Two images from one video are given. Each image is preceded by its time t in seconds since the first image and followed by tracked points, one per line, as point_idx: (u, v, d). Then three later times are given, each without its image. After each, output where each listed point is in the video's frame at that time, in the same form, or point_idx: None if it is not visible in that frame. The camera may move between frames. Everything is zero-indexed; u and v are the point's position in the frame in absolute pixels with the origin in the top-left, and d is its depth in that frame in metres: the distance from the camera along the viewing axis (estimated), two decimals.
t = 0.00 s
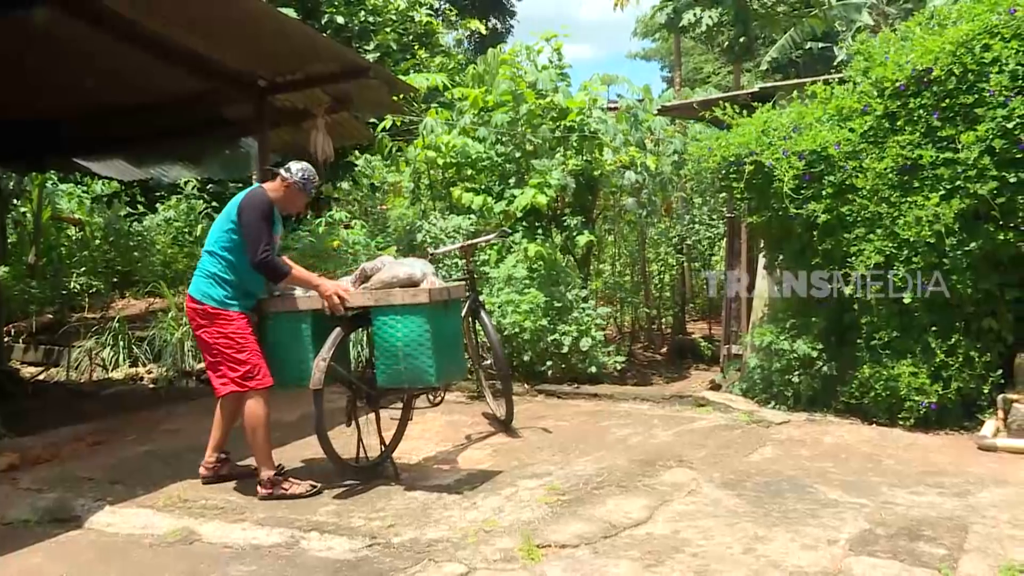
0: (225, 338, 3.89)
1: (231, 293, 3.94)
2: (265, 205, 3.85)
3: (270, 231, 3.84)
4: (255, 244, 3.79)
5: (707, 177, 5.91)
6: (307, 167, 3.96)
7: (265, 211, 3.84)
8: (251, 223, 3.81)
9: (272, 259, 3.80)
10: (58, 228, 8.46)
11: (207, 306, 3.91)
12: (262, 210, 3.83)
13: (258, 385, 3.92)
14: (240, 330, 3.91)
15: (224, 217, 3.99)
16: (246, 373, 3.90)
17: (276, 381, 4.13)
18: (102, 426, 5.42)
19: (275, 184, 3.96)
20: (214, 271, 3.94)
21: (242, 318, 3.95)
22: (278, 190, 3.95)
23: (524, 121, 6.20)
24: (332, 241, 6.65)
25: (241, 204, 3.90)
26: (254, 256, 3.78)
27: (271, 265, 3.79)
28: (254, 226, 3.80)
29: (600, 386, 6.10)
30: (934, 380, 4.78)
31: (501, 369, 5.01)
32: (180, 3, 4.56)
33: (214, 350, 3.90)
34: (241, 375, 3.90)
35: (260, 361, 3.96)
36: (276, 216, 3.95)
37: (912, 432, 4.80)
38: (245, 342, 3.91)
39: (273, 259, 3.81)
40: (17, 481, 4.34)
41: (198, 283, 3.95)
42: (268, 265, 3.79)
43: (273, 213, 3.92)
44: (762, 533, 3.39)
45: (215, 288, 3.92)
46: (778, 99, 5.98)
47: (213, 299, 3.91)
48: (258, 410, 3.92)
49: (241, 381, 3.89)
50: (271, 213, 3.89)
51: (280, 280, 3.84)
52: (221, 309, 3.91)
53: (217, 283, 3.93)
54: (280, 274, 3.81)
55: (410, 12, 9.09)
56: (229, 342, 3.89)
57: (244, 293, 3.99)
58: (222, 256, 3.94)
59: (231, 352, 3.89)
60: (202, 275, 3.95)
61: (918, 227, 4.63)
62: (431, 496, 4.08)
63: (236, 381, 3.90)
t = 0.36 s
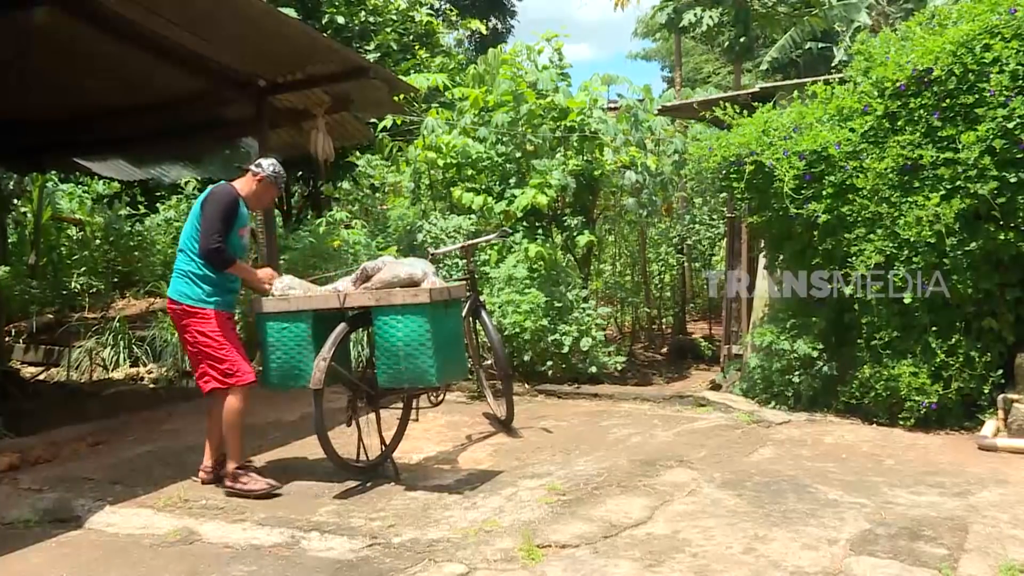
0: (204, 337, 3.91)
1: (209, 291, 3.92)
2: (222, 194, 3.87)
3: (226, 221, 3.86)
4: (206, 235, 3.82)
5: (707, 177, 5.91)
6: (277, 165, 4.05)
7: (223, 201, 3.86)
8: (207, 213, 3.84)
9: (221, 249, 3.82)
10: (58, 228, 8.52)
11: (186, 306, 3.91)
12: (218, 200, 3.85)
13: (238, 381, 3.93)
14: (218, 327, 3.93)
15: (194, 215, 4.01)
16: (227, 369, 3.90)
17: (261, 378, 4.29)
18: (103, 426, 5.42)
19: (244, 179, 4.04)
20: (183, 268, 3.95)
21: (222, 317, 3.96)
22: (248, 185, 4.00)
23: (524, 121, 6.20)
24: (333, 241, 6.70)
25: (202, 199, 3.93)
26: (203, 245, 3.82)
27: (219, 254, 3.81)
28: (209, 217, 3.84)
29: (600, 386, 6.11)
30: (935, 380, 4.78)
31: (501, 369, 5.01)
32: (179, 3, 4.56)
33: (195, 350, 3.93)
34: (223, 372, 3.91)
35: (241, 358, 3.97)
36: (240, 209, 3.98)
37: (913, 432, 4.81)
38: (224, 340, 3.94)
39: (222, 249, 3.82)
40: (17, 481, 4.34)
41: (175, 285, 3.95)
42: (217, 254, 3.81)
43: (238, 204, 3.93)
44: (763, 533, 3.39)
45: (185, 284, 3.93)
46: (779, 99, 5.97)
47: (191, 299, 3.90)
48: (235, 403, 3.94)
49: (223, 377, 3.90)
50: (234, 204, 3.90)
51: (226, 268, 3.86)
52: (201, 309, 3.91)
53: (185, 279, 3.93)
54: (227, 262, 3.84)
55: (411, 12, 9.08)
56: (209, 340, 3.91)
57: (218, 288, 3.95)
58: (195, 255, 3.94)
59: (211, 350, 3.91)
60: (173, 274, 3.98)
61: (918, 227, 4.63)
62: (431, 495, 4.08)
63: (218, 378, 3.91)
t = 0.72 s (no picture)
0: (176, 339, 3.89)
1: (194, 291, 3.92)
2: (215, 193, 3.88)
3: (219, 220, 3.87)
4: (200, 233, 3.82)
5: (707, 177, 5.91)
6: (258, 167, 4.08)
7: (216, 200, 3.87)
8: (202, 211, 3.85)
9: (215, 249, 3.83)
10: (57, 227, 8.53)
11: (168, 306, 3.89)
12: (212, 199, 3.87)
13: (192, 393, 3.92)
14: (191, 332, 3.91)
15: (179, 212, 4.00)
16: (183, 380, 3.89)
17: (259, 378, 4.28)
18: (103, 425, 5.42)
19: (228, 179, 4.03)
20: (169, 265, 3.92)
21: (200, 322, 3.94)
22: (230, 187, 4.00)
23: (524, 121, 6.20)
24: (334, 241, 6.68)
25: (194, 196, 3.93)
26: (197, 243, 3.82)
27: (213, 253, 3.83)
28: (202, 214, 3.84)
29: (601, 386, 6.11)
30: (935, 380, 4.78)
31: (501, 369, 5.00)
32: (179, 3, 4.57)
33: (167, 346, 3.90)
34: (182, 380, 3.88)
35: (202, 372, 3.95)
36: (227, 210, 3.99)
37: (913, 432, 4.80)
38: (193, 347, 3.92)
39: (215, 249, 3.84)
40: (17, 481, 4.33)
41: (157, 282, 3.93)
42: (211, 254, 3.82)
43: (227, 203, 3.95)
44: (763, 532, 3.39)
45: (171, 281, 3.91)
46: (779, 98, 5.97)
47: (175, 299, 3.89)
48: (179, 411, 4.00)
49: (177, 386, 3.88)
50: (225, 203, 3.92)
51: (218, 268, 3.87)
52: (182, 310, 3.89)
53: (172, 276, 3.91)
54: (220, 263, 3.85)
55: (411, 12, 9.07)
56: (179, 344, 3.89)
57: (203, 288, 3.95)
58: (181, 253, 3.92)
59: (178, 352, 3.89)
60: (158, 271, 3.95)
61: (919, 227, 4.63)
62: (431, 495, 4.08)
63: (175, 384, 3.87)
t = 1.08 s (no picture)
0: (171, 339, 3.89)
1: (187, 293, 3.92)
2: (211, 196, 3.87)
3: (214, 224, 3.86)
4: (197, 238, 3.81)
5: (709, 177, 5.91)
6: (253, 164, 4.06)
7: (212, 203, 3.85)
8: (198, 216, 3.82)
9: (212, 254, 3.83)
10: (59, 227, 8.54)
11: (161, 306, 3.90)
12: (208, 202, 3.84)
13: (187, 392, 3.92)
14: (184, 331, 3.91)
15: (173, 212, 3.97)
16: (178, 380, 3.89)
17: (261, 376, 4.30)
18: (104, 425, 5.42)
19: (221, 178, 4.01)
20: (164, 266, 3.92)
21: (194, 321, 3.94)
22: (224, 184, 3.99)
23: (525, 121, 6.20)
24: (334, 241, 6.76)
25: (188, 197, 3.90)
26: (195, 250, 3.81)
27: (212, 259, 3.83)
28: (197, 218, 3.82)
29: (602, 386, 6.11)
30: (936, 380, 4.77)
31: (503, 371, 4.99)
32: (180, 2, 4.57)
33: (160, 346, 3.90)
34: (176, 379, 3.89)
35: (197, 371, 3.95)
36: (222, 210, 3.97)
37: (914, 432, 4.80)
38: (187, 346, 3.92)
39: (212, 254, 3.83)
40: (19, 480, 4.33)
41: (150, 282, 3.93)
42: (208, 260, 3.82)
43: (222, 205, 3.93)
44: (764, 533, 3.39)
45: (165, 283, 3.91)
46: (781, 98, 5.97)
47: (168, 300, 3.89)
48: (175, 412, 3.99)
49: (172, 385, 3.88)
50: (219, 205, 3.91)
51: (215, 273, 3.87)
52: (175, 311, 3.89)
53: (167, 278, 3.91)
54: (218, 269, 3.85)
55: (412, 12, 9.15)
56: (173, 343, 3.89)
57: (197, 289, 3.96)
58: (176, 254, 3.92)
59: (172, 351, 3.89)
60: (152, 271, 3.94)
61: (920, 227, 4.63)
62: (432, 495, 4.08)
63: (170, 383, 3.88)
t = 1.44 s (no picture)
0: (175, 334, 3.89)
1: (193, 291, 3.92)
2: (223, 198, 3.86)
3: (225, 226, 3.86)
4: (206, 239, 3.80)
5: (708, 177, 5.91)
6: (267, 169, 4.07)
7: (224, 205, 3.85)
8: (209, 217, 3.82)
9: (220, 256, 3.83)
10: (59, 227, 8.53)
11: (166, 303, 3.90)
12: (220, 204, 3.84)
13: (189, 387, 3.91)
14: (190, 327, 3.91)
15: (184, 210, 3.96)
16: (181, 375, 3.89)
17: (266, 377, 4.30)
18: (104, 425, 5.42)
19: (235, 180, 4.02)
20: (172, 264, 3.92)
21: (199, 318, 3.94)
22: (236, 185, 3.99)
23: (525, 121, 6.20)
24: (334, 240, 6.83)
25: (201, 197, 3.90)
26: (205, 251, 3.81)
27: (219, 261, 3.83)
28: (208, 219, 3.82)
29: (602, 385, 6.12)
30: (936, 380, 4.77)
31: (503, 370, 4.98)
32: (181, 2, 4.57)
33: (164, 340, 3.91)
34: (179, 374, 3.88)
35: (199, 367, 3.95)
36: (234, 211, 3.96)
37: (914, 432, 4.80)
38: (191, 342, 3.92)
39: (220, 256, 3.83)
40: (18, 480, 4.33)
41: (157, 278, 3.93)
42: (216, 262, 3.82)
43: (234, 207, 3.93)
44: (764, 532, 3.39)
45: (172, 280, 3.91)
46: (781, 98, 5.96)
47: (174, 297, 3.89)
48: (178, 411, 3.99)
49: (175, 380, 3.87)
50: (232, 208, 3.90)
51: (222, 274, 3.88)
52: (180, 308, 3.90)
53: (174, 276, 3.91)
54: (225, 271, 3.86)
55: (412, 12, 9.17)
56: (177, 339, 3.89)
57: (203, 289, 3.96)
58: (184, 253, 3.92)
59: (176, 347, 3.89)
60: (160, 268, 3.94)
61: (920, 227, 4.63)
62: (432, 494, 4.08)
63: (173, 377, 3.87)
